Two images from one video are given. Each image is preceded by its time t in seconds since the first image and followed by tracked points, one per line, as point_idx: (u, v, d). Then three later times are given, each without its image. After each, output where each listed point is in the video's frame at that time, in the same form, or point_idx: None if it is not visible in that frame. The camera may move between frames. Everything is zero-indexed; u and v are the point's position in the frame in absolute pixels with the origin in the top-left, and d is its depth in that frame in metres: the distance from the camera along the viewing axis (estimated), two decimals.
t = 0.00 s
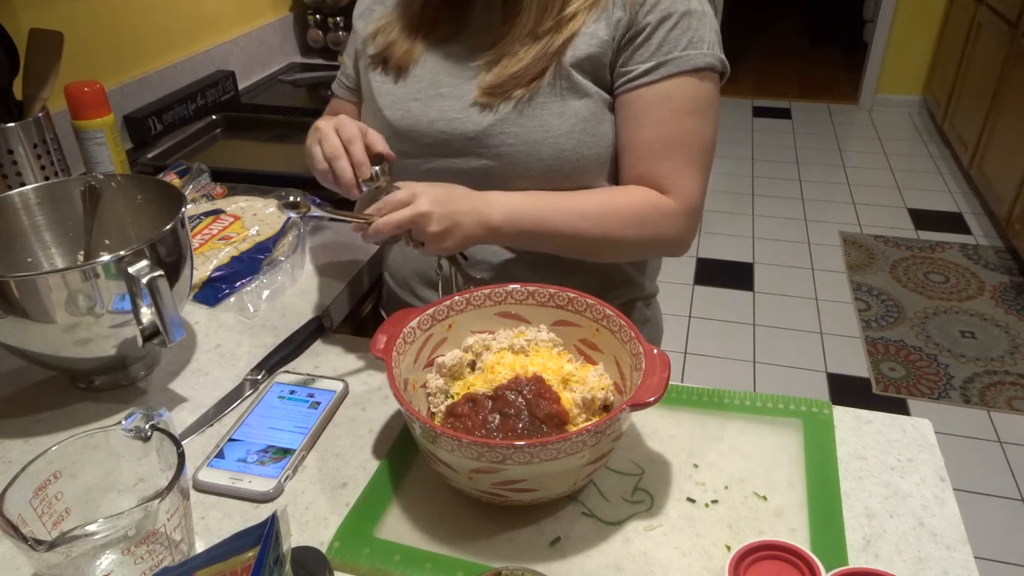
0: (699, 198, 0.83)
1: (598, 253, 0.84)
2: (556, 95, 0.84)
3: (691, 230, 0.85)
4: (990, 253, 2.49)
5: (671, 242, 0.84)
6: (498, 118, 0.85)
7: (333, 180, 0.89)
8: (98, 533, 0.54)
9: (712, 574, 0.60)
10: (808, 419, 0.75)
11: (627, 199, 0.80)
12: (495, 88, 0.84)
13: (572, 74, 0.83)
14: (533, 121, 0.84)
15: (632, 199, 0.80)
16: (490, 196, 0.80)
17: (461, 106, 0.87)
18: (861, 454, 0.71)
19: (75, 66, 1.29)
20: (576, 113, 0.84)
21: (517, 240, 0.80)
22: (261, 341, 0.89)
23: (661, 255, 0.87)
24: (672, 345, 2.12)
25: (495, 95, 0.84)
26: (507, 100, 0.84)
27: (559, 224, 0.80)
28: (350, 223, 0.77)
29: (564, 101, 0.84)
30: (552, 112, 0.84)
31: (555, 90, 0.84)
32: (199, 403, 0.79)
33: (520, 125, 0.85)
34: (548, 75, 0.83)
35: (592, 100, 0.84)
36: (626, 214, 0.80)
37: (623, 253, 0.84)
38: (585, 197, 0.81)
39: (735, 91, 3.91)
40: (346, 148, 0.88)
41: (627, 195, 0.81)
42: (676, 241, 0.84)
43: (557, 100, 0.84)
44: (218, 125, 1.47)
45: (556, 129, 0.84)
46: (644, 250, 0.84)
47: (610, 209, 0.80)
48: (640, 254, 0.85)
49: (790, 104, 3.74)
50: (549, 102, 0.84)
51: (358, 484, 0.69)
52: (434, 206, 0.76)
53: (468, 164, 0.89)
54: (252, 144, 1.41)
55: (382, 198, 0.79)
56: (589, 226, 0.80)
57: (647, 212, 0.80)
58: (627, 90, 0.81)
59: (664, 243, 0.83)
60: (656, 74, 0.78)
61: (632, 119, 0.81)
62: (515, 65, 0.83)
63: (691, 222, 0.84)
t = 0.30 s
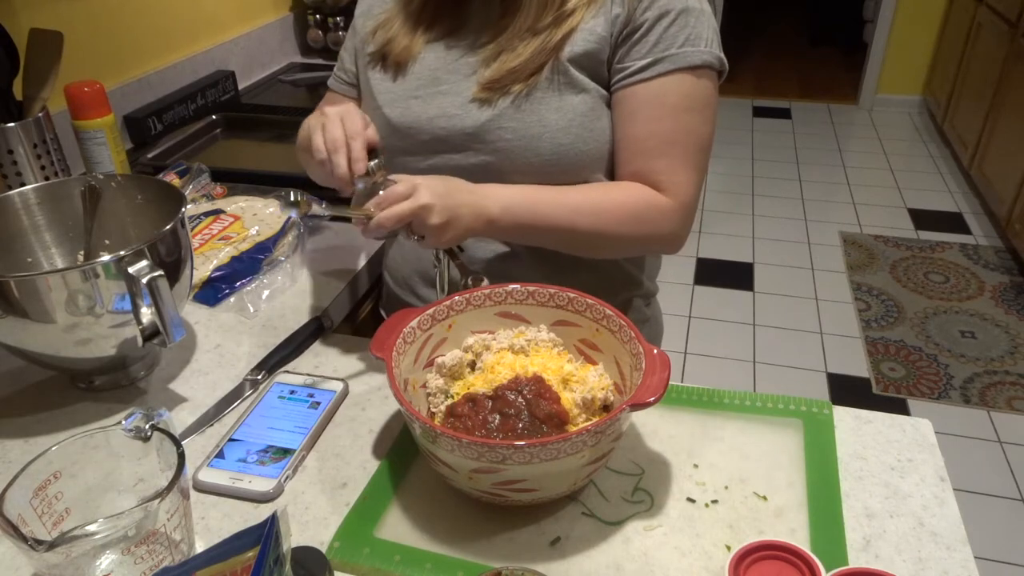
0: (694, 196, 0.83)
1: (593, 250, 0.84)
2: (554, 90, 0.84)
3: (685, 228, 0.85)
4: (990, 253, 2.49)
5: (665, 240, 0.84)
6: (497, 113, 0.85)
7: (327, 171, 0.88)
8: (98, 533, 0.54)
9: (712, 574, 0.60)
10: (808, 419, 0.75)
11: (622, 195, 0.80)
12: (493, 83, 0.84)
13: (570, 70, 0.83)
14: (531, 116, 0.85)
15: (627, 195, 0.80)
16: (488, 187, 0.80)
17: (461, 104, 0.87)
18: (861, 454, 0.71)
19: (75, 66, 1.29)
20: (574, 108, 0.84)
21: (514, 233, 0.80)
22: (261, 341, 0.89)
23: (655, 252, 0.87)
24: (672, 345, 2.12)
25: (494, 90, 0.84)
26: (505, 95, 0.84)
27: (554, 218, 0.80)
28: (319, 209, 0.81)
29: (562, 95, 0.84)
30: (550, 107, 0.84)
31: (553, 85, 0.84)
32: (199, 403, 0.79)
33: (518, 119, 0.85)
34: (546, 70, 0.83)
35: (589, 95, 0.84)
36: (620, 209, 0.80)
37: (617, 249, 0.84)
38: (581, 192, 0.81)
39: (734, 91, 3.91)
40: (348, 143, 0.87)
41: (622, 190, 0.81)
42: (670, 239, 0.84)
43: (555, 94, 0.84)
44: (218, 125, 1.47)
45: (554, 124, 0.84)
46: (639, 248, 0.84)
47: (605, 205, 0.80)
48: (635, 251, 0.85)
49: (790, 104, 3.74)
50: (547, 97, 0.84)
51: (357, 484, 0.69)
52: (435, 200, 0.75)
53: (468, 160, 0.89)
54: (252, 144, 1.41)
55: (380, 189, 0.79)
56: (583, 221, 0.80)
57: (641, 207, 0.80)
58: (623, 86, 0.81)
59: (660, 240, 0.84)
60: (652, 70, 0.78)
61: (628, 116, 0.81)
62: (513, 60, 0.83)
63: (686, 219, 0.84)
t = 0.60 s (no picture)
0: (692, 193, 0.83)
1: (593, 244, 0.84)
2: (555, 87, 0.84)
3: (683, 226, 0.85)
4: (989, 253, 2.49)
5: (664, 235, 0.84)
6: (498, 110, 0.85)
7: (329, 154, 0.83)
8: (98, 533, 0.54)
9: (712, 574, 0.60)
10: (808, 419, 0.75)
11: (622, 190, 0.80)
12: (495, 78, 0.84)
13: (571, 65, 0.83)
14: (532, 112, 0.85)
15: (627, 190, 0.80)
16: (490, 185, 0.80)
17: (462, 102, 0.87)
18: (861, 454, 0.71)
19: (76, 66, 1.29)
20: (575, 104, 0.84)
21: (510, 224, 0.80)
22: (261, 341, 0.89)
23: (654, 248, 0.87)
24: (672, 345, 2.12)
25: (495, 86, 0.84)
26: (506, 90, 0.84)
27: (554, 211, 0.80)
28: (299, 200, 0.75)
29: (563, 92, 0.84)
30: (551, 102, 0.84)
31: (554, 80, 0.84)
32: (200, 403, 0.79)
33: (519, 115, 0.85)
34: (547, 66, 0.83)
35: (589, 90, 0.84)
36: (620, 204, 0.80)
37: (613, 243, 0.84)
38: (579, 183, 0.81)
39: (734, 91, 3.91)
40: (349, 130, 0.82)
41: (622, 185, 0.81)
42: (667, 235, 0.84)
43: (556, 90, 0.84)
44: (218, 125, 1.47)
45: (555, 121, 0.84)
46: (638, 243, 0.84)
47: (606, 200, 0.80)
48: (634, 247, 0.85)
49: (790, 104, 3.74)
50: (548, 94, 0.84)
51: (357, 485, 0.69)
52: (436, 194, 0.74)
53: (469, 158, 0.89)
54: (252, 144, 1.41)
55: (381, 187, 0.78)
56: (584, 215, 0.80)
57: (638, 202, 0.80)
58: (624, 82, 0.81)
59: (659, 236, 0.84)
60: (652, 67, 0.78)
61: (627, 112, 0.81)
62: (514, 56, 0.83)
63: (686, 215, 0.84)
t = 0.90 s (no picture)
0: (694, 193, 0.83)
1: (596, 244, 0.83)
2: (559, 86, 0.84)
3: (686, 225, 0.85)
4: (989, 253, 2.49)
5: (667, 235, 0.84)
6: (503, 109, 0.85)
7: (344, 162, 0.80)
8: (98, 533, 0.54)
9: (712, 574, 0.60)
10: (808, 420, 0.75)
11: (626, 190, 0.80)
12: (501, 77, 0.84)
13: (575, 66, 0.83)
14: (537, 112, 0.85)
15: (631, 190, 0.80)
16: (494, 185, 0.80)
17: (465, 102, 0.87)
18: (861, 454, 0.71)
19: (76, 66, 1.29)
20: (579, 104, 0.84)
21: (513, 225, 0.80)
22: (262, 341, 0.89)
23: (656, 247, 0.87)
24: (672, 345, 2.13)
25: (501, 85, 0.84)
26: (511, 90, 0.84)
27: (556, 212, 0.80)
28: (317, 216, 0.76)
29: (567, 92, 0.84)
30: (555, 102, 0.84)
31: (558, 81, 0.84)
32: (200, 403, 0.79)
33: (523, 115, 0.85)
34: (551, 66, 0.83)
35: (595, 90, 0.84)
36: (624, 204, 0.80)
37: (616, 243, 0.84)
38: (581, 185, 0.81)
39: (734, 91, 3.91)
40: (360, 142, 0.79)
41: (626, 185, 0.81)
42: (669, 235, 0.84)
43: (560, 90, 0.84)
44: (218, 125, 1.47)
45: (559, 120, 0.84)
46: (641, 242, 0.84)
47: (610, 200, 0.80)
48: (636, 246, 0.85)
49: (789, 104, 3.74)
50: (552, 94, 0.84)
51: (357, 485, 0.69)
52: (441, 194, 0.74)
53: (472, 158, 0.89)
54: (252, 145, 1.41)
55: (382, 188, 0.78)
56: (587, 215, 0.80)
57: (641, 202, 0.80)
58: (628, 83, 0.81)
59: (661, 236, 0.84)
60: (655, 68, 0.78)
61: (630, 113, 0.81)
62: (518, 55, 0.83)
63: (688, 215, 0.84)
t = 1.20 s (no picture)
0: (695, 192, 0.83)
1: (597, 242, 0.83)
2: (561, 86, 0.84)
3: (686, 224, 0.85)
4: (989, 253, 2.50)
5: (667, 234, 0.84)
6: (504, 109, 0.85)
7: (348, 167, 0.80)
8: (98, 533, 0.54)
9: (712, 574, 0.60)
10: (808, 420, 0.75)
11: (627, 188, 0.80)
12: (502, 76, 0.84)
13: (576, 65, 0.83)
14: (539, 112, 0.85)
15: (632, 188, 0.80)
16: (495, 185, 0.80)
17: (466, 101, 0.87)
18: (861, 454, 0.71)
19: (76, 66, 1.29)
20: (581, 103, 0.84)
21: (513, 225, 0.80)
22: (262, 341, 0.89)
23: (657, 246, 0.87)
24: (672, 345, 2.13)
25: (502, 84, 0.84)
26: (513, 90, 0.84)
27: (558, 211, 0.79)
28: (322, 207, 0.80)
29: (569, 91, 0.84)
30: (557, 102, 0.84)
31: (560, 81, 0.84)
32: (200, 403, 0.79)
33: (525, 115, 0.85)
34: (553, 65, 0.83)
35: (596, 89, 0.84)
36: (626, 202, 0.80)
37: (617, 242, 0.84)
38: (582, 183, 0.81)
39: (735, 91, 3.91)
40: (349, 151, 0.79)
41: (627, 184, 0.81)
42: (670, 234, 0.84)
43: (562, 90, 0.84)
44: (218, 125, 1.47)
45: (560, 119, 0.84)
46: (642, 241, 0.84)
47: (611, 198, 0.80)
48: (637, 246, 0.85)
49: (789, 104, 3.74)
50: (553, 94, 0.84)
51: (357, 485, 0.69)
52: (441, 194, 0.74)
53: (472, 158, 0.88)
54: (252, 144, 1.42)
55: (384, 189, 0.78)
56: (589, 213, 0.80)
57: (642, 200, 0.80)
58: (629, 82, 0.81)
59: (662, 235, 0.84)
60: (656, 67, 0.78)
61: (631, 111, 0.81)
62: (519, 55, 0.83)
63: (689, 214, 0.84)
